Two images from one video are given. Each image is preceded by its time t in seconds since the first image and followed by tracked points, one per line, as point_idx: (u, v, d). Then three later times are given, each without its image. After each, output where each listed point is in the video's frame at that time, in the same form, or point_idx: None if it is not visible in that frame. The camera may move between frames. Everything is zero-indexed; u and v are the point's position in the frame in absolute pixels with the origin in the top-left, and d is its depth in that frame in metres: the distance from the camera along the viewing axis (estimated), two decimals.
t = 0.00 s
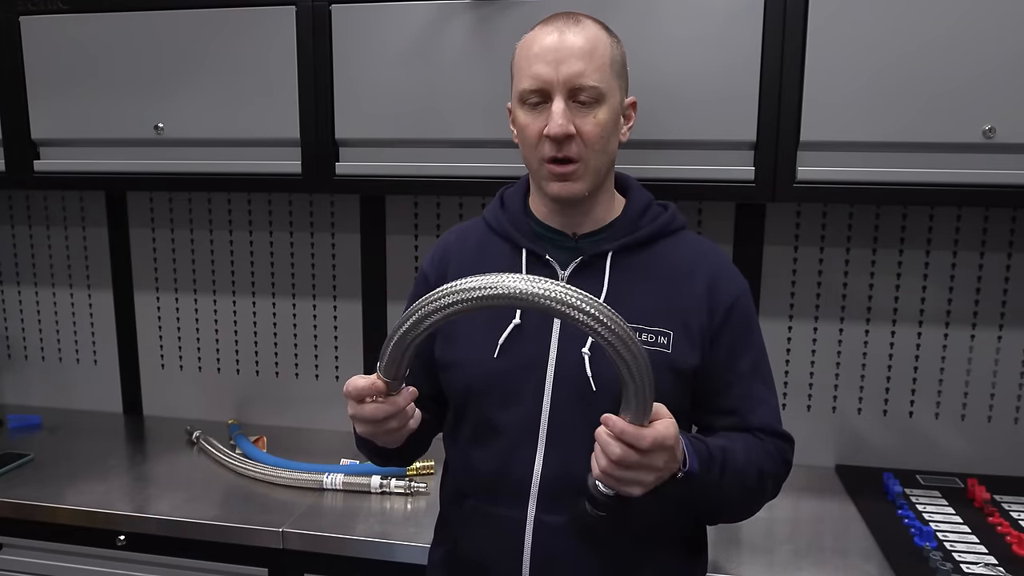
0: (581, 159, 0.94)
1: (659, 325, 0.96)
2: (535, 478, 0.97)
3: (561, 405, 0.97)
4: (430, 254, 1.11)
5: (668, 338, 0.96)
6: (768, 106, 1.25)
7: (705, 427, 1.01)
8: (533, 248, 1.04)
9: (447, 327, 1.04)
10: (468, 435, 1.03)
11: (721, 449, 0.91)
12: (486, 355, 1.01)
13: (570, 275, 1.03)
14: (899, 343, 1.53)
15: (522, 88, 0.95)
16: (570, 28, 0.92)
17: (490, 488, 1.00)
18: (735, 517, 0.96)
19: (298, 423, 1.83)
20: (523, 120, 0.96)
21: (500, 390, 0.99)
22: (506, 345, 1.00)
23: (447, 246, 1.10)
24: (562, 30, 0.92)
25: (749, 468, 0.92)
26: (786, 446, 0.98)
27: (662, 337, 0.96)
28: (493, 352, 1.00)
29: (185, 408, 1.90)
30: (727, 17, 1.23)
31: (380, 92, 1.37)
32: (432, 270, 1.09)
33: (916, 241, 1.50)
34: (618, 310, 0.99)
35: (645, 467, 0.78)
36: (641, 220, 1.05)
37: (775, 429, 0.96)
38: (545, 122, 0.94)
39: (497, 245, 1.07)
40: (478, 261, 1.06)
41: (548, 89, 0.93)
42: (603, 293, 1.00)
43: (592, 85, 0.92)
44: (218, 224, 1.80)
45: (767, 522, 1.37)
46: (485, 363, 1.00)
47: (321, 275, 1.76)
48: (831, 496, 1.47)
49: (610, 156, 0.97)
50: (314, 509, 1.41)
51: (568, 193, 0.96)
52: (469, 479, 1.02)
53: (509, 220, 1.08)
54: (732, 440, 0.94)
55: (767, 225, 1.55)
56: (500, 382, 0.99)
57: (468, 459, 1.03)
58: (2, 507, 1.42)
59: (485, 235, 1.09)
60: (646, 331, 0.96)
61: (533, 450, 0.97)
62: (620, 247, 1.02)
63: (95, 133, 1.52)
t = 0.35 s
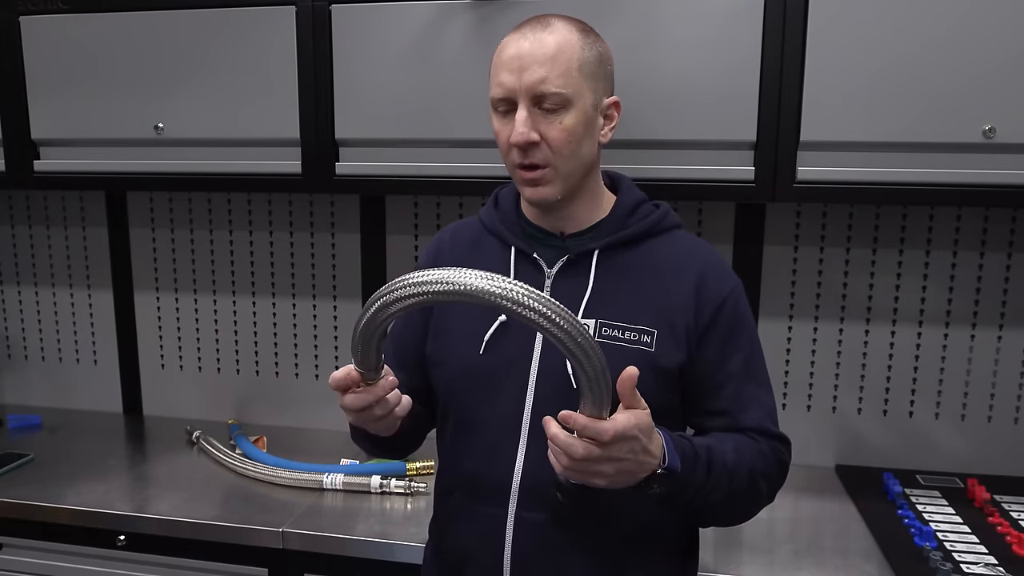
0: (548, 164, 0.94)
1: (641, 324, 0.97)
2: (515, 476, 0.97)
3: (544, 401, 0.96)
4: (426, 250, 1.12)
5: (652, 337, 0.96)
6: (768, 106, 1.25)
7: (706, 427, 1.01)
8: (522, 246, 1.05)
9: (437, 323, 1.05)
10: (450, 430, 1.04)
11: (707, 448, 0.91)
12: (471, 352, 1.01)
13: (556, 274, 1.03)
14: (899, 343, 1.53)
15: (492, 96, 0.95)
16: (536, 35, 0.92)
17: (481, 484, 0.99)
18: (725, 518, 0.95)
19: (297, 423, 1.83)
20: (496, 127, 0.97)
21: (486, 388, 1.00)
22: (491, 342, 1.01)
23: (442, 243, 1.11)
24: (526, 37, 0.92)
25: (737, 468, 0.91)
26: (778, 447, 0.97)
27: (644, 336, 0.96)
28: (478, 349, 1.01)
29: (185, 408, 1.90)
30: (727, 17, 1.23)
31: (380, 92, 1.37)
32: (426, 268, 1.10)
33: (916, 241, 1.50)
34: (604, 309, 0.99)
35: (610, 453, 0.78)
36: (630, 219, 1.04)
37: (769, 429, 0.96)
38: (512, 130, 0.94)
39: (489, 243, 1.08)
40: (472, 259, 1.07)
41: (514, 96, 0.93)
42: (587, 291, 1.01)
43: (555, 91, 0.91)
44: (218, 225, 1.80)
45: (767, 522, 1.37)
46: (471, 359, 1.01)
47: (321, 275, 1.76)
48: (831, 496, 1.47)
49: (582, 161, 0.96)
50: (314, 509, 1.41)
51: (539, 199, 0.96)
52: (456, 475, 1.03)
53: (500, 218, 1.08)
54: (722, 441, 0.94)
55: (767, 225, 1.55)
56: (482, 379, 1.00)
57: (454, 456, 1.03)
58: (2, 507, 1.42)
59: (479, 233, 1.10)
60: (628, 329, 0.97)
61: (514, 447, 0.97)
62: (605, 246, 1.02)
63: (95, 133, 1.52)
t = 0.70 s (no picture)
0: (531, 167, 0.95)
1: (641, 326, 0.97)
2: (513, 475, 0.97)
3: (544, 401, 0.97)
4: (428, 248, 1.13)
5: (651, 339, 0.96)
6: (769, 105, 1.25)
7: (706, 427, 1.00)
8: (520, 245, 1.04)
9: (437, 322, 1.05)
10: (446, 429, 1.05)
11: (727, 468, 0.90)
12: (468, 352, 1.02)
13: (556, 274, 1.02)
14: (899, 343, 1.53)
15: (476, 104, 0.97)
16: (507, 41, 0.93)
17: (481, 484, 0.99)
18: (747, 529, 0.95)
19: (297, 423, 1.83)
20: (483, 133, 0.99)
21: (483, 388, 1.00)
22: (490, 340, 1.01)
23: (443, 241, 1.11)
24: (498, 45, 0.93)
25: (755, 479, 0.92)
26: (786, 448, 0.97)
27: (644, 338, 0.96)
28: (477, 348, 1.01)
29: (185, 408, 1.90)
30: (727, 17, 1.23)
31: (380, 92, 1.37)
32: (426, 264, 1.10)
33: (916, 241, 1.50)
34: (604, 309, 0.99)
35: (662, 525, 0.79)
36: (630, 220, 1.04)
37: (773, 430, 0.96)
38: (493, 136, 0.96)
39: (489, 242, 1.08)
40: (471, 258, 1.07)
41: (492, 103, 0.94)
42: (587, 292, 1.01)
43: (528, 94, 0.91)
44: (218, 225, 1.80)
45: (767, 522, 1.37)
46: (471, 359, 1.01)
47: (321, 275, 1.76)
48: (831, 496, 1.47)
49: (566, 159, 0.96)
50: (314, 509, 1.41)
51: (528, 201, 0.98)
52: (452, 475, 1.03)
53: (499, 218, 1.09)
54: (732, 451, 0.94)
55: (767, 225, 1.55)
56: (478, 379, 1.00)
57: (452, 457, 1.03)
58: (2, 507, 1.42)
59: (478, 231, 1.10)
60: (627, 331, 0.97)
61: (512, 447, 0.97)
62: (604, 247, 1.02)
63: (95, 133, 1.52)
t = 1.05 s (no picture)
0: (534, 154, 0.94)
1: (651, 325, 0.97)
2: (524, 477, 0.97)
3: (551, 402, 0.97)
4: (429, 248, 1.12)
5: (662, 338, 0.96)
6: (769, 105, 1.25)
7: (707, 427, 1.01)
8: (526, 246, 1.03)
9: (441, 323, 1.05)
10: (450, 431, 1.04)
11: (731, 495, 0.92)
12: (479, 353, 1.01)
13: (563, 274, 1.02)
14: (899, 343, 1.53)
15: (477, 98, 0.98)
16: (507, 33, 0.94)
17: (490, 485, 0.99)
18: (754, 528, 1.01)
19: (297, 423, 1.83)
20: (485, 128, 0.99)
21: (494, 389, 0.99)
22: (499, 342, 1.00)
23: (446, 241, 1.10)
24: (499, 38, 0.95)
25: (760, 495, 0.94)
26: (787, 443, 1.00)
27: (655, 337, 0.96)
28: (487, 350, 1.00)
29: (185, 408, 1.90)
30: (727, 16, 1.23)
31: (380, 93, 1.37)
32: (431, 265, 1.09)
33: (916, 241, 1.50)
34: (614, 309, 0.99)
35: None
36: (635, 219, 1.04)
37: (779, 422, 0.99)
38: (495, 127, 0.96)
39: (493, 243, 1.07)
40: (476, 259, 1.07)
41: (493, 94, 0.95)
42: (595, 292, 1.00)
43: (529, 81, 0.92)
44: (218, 225, 1.80)
45: (767, 522, 1.37)
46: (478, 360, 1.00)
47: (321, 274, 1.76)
48: (831, 496, 1.47)
49: (568, 147, 0.95)
50: (314, 509, 1.41)
51: (529, 190, 0.96)
52: (462, 478, 1.02)
53: (502, 219, 1.08)
54: (737, 468, 0.96)
55: (766, 225, 1.55)
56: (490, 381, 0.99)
57: (461, 458, 1.02)
58: (2, 507, 1.42)
59: (482, 232, 1.10)
60: (638, 331, 0.97)
61: (523, 448, 0.97)
62: (611, 247, 1.01)
63: (95, 133, 1.52)
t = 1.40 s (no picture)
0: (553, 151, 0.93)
1: (659, 323, 0.97)
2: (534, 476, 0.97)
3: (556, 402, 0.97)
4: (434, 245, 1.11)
5: (669, 336, 0.96)
6: (769, 106, 1.25)
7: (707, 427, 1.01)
8: (535, 247, 1.03)
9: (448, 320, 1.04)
10: (456, 432, 1.03)
11: (713, 486, 0.93)
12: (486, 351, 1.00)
13: (571, 274, 1.02)
14: (899, 343, 1.53)
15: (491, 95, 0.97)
16: (528, 31, 0.94)
17: (496, 485, 0.99)
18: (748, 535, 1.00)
19: (298, 423, 1.83)
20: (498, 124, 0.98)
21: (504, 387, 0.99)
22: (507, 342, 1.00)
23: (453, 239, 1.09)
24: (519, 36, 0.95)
25: (746, 491, 0.95)
26: (782, 448, 1.00)
27: (663, 335, 0.96)
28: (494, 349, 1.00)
29: (185, 408, 1.90)
30: (727, 16, 1.23)
31: (380, 92, 1.37)
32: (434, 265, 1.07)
33: (916, 241, 1.50)
34: (622, 308, 0.98)
35: (617, 549, 0.82)
36: (640, 219, 1.04)
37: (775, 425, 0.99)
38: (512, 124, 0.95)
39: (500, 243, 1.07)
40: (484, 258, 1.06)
41: (512, 90, 0.94)
42: (604, 291, 1.00)
43: (550, 78, 0.92)
44: (218, 225, 1.80)
45: (767, 522, 1.37)
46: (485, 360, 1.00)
47: (321, 275, 1.76)
48: (831, 495, 1.47)
49: (584, 148, 0.95)
50: (314, 509, 1.41)
51: (545, 187, 0.95)
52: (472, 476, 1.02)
53: (508, 219, 1.07)
54: (725, 463, 0.97)
55: (766, 225, 1.55)
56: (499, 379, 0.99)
57: (466, 458, 1.02)
58: (2, 507, 1.42)
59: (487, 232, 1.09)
60: (646, 329, 0.96)
61: (532, 444, 0.98)
62: (618, 246, 1.02)
63: (95, 133, 1.52)
